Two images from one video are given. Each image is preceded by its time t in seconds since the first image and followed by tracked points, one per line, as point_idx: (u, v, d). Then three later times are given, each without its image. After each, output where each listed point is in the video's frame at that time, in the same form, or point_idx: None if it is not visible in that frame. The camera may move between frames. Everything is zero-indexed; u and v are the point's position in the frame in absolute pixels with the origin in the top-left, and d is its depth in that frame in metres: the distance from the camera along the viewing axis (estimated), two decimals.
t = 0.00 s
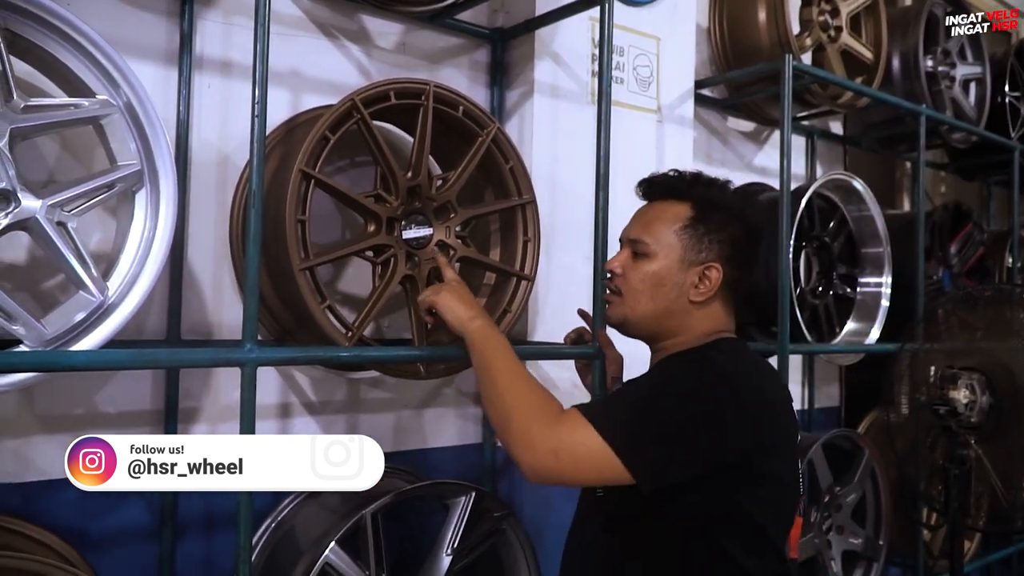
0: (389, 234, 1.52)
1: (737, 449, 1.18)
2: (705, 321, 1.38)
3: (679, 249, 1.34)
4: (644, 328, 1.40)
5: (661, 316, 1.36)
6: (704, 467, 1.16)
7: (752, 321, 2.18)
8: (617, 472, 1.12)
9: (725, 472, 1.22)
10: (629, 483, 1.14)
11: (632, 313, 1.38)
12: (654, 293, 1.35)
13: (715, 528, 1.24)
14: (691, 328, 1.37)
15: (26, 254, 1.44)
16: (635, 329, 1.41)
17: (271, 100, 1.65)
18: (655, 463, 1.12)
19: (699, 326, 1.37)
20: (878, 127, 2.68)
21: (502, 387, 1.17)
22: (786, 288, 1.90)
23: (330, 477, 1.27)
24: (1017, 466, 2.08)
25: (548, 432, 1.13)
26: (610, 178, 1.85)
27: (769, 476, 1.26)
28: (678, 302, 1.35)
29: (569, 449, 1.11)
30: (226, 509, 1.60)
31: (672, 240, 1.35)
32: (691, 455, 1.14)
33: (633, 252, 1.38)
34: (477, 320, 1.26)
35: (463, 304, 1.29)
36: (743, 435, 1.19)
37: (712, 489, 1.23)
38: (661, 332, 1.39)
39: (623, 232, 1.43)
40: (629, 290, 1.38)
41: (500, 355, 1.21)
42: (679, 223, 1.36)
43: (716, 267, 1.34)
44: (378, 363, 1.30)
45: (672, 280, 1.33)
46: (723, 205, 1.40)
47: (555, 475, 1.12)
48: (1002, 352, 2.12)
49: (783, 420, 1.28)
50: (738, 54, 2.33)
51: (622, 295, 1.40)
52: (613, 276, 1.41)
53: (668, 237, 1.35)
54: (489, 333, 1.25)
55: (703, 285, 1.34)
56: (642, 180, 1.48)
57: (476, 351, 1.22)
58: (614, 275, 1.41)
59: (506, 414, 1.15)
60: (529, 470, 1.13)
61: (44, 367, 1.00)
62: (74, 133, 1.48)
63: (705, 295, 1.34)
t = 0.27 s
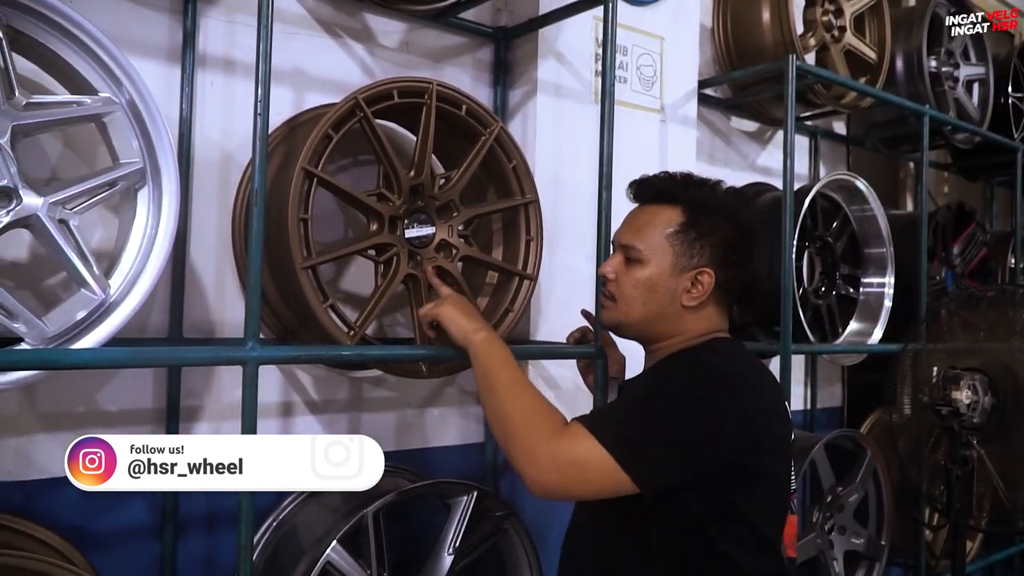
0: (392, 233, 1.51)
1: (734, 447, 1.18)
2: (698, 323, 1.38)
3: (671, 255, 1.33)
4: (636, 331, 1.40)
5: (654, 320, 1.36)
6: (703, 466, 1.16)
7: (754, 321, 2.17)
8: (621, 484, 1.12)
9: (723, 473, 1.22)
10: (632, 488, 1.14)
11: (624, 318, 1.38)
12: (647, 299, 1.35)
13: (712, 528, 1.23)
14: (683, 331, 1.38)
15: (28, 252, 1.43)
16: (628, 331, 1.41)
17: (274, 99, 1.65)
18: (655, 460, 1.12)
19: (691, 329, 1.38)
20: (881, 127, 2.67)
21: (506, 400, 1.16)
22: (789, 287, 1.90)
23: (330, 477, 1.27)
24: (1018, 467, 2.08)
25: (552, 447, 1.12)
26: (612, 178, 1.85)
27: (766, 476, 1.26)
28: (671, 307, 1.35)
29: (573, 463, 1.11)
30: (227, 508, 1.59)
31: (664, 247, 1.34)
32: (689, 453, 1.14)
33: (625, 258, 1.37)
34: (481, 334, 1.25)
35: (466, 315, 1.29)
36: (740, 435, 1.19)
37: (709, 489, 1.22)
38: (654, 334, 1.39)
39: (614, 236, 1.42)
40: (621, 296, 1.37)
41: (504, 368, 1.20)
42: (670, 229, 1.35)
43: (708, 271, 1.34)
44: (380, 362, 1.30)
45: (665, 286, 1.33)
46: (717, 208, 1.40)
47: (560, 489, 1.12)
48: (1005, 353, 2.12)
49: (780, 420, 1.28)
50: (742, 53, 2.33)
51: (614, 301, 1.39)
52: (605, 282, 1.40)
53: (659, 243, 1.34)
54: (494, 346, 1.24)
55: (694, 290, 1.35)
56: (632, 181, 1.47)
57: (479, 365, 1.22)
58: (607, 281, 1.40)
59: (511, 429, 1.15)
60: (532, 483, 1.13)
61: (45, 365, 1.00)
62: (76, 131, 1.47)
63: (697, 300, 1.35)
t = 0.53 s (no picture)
0: (391, 233, 1.51)
1: (735, 446, 1.19)
2: (701, 324, 1.38)
3: (674, 256, 1.34)
4: (640, 332, 1.40)
5: (656, 321, 1.36)
6: (704, 466, 1.16)
7: (754, 322, 2.17)
8: (615, 473, 1.13)
9: (724, 473, 1.22)
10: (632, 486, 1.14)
11: (628, 319, 1.38)
12: (650, 300, 1.35)
13: (712, 529, 1.23)
14: (686, 332, 1.38)
15: (27, 253, 1.43)
16: (631, 333, 1.41)
17: (274, 100, 1.65)
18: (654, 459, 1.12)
19: (694, 330, 1.37)
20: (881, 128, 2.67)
21: (499, 386, 1.16)
22: (788, 287, 1.90)
23: (330, 477, 1.27)
24: (1017, 467, 2.08)
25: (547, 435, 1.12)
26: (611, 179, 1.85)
27: (765, 476, 1.26)
28: (674, 307, 1.35)
29: (568, 450, 1.11)
30: (227, 509, 1.59)
31: (667, 247, 1.34)
32: (690, 453, 1.14)
33: (629, 258, 1.38)
34: (471, 320, 1.25)
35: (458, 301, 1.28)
36: (740, 435, 1.19)
37: (709, 489, 1.22)
38: (658, 335, 1.39)
39: (618, 237, 1.42)
40: (625, 296, 1.37)
41: (497, 353, 1.19)
42: (674, 230, 1.35)
43: (711, 273, 1.34)
44: (379, 362, 1.30)
45: (668, 286, 1.33)
46: (721, 209, 1.40)
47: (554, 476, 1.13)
48: (1005, 353, 2.12)
49: (781, 421, 1.28)
50: (742, 54, 2.33)
51: (618, 301, 1.39)
52: (609, 282, 1.40)
53: (663, 244, 1.35)
54: (483, 331, 1.23)
55: (698, 291, 1.34)
56: (636, 181, 1.47)
57: (470, 351, 1.21)
58: (611, 281, 1.40)
59: (504, 417, 1.15)
60: (525, 468, 1.13)
61: (44, 366, 1.00)
62: (75, 132, 1.47)
63: (701, 300, 1.35)
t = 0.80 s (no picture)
0: (389, 236, 1.52)
1: (735, 448, 1.19)
2: (700, 325, 1.38)
3: (675, 257, 1.34)
4: (639, 333, 1.40)
5: (656, 322, 1.36)
6: (703, 467, 1.17)
7: (752, 323, 2.18)
8: (624, 483, 1.13)
9: (724, 473, 1.22)
10: (631, 487, 1.14)
11: (627, 319, 1.38)
12: (650, 300, 1.35)
13: (709, 531, 1.23)
14: (684, 333, 1.38)
15: (26, 256, 1.44)
16: (630, 333, 1.41)
17: (272, 103, 1.65)
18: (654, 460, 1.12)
19: (692, 331, 1.38)
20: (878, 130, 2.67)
21: (510, 396, 1.15)
22: (785, 289, 1.91)
23: (330, 477, 1.27)
24: (1014, 468, 2.09)
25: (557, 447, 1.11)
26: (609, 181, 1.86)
27: (765, 477, 1.26)
28: (674, 308, 1.35)
29: (580, 460, 1.11)
30: (225, 511, 1.59)
31: (668, 248, 1.35)
32: (689, 454, 1.15)
33: (629, 258, 1.38)
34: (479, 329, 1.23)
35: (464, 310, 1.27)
36: (740, 437, 1.19)
37: (707, 491, 1.23)
38: (656, 336, 1.39)
39: (619, 237, 1.43)
40: (625, 297, 1.38)
41: (506, 363, 1.18)
42: (675, 231, 1.36)
43: (711, 274, 1.34)
44: (377, 365, 1.30)
45: (668, 287, 1.34)
46: (721, 211, 1.41)
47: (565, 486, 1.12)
48: (1001, 354, 2.13)
49: (779, 421, 1.29)
50: (739, 56, 2.33)
51: (618, 301, 1.40)
52: (610, 282, 1.41)
53: (663, 245, 1.35)
54: (491, 341, 1.22)
55: (698, 293, 1.35)
56: (638, 182, 1.47)
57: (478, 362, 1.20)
58: (611, 281, 1.40)
59: (514, 428, 1.14)
60: (535, 479, 1.12)
61: (42, 369, 1.00)
62: (74, 135, 1.48)
63: (700, 302, 1.35)
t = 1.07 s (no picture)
0: (387, 240, 1.53)
1: (736, 450, 1.20)
2: (701, 329, 1.38)
3: (677, 260, 1.35)
4: (641, 335, 1.41)
5: (657, 324, 1.37)
6: (703, 468, 1.17)
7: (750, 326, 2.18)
8: (618, 471, 1.13)
9: (725, 475, 1.21)
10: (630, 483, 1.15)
11: (629, 321, 1.39)
12: (651, 302, 1.36)
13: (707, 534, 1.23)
14: (686, 336, 1.38)
15: (24, 261, 1.44)
16: (632, 335, 1.42)
17: (270, 108, 1.66)
18: (654, 459, 1.13)
19: (694, 335, 1.38)
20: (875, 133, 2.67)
21: (515, 383, 1.17)
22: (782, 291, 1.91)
23: (330, 477, 1.28)
24: (1011, 469, 2.08)
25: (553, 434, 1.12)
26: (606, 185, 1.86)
27: (764, 479, 1.26)
28: (675, 311, 1.36)
29: (572, 447, 1.11)
30: (224, 515, 1.60)
31: (670, 251, 1.35)
32: (689, 455, 1.15)
33: (631, 260, 1.39)
34: (492, 319, 1.26)
35: (478, 303, 1.28)
36: (741, 438, 1.20)
37: (705, 494, 1.23)
38: (658, 338, 1.40)
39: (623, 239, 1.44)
40: (627, 298, 1.38)
41: (516, 352, 1.20)
42: (677, 235, 1.36)
43: (713, 278, 1.35)
44: (375, 368, 1.30)
45: (669, 290, 1.34)
46: (727, 215, 1.41)
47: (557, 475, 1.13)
48: (998, 356, 2.13)
49: (781, 423, 1.29)
50: (735, 60, 2.34)
51: (620, 302, 1.41)
52: (612, 283, 1.42)
53: (665, 247, 1.36)
54: (504, 332, 1.24)
55: (699, 295, 1.35)
56: (643, 186, 1.49)
57: (489, 349, 1.22)
58: (613, 282, 1.41)
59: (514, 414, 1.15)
60: (528, 464, 1.13)
61: (40, 374, 1.00)
62: (73, 141, 1.48)
63: (701, 305, 1.35)
